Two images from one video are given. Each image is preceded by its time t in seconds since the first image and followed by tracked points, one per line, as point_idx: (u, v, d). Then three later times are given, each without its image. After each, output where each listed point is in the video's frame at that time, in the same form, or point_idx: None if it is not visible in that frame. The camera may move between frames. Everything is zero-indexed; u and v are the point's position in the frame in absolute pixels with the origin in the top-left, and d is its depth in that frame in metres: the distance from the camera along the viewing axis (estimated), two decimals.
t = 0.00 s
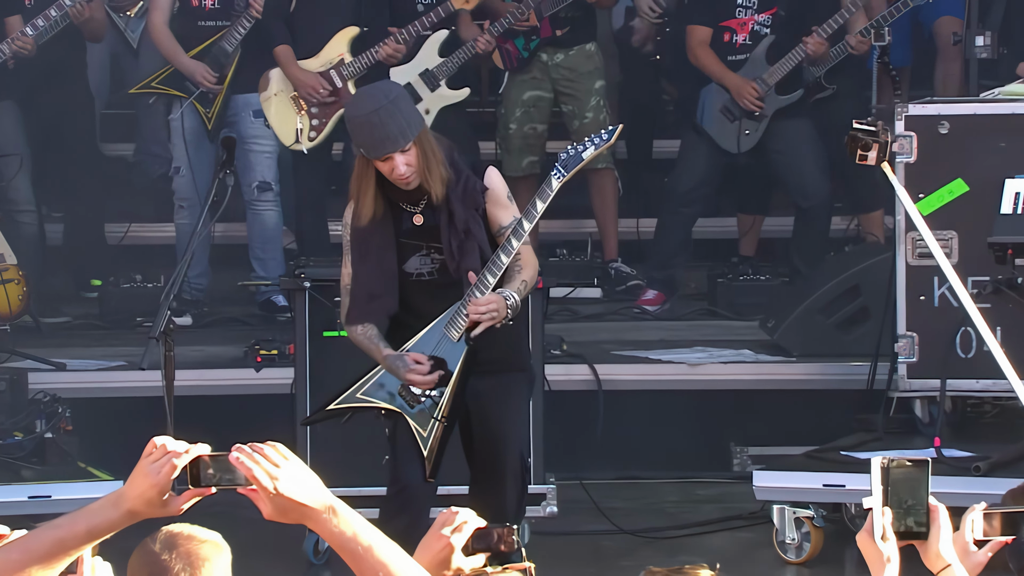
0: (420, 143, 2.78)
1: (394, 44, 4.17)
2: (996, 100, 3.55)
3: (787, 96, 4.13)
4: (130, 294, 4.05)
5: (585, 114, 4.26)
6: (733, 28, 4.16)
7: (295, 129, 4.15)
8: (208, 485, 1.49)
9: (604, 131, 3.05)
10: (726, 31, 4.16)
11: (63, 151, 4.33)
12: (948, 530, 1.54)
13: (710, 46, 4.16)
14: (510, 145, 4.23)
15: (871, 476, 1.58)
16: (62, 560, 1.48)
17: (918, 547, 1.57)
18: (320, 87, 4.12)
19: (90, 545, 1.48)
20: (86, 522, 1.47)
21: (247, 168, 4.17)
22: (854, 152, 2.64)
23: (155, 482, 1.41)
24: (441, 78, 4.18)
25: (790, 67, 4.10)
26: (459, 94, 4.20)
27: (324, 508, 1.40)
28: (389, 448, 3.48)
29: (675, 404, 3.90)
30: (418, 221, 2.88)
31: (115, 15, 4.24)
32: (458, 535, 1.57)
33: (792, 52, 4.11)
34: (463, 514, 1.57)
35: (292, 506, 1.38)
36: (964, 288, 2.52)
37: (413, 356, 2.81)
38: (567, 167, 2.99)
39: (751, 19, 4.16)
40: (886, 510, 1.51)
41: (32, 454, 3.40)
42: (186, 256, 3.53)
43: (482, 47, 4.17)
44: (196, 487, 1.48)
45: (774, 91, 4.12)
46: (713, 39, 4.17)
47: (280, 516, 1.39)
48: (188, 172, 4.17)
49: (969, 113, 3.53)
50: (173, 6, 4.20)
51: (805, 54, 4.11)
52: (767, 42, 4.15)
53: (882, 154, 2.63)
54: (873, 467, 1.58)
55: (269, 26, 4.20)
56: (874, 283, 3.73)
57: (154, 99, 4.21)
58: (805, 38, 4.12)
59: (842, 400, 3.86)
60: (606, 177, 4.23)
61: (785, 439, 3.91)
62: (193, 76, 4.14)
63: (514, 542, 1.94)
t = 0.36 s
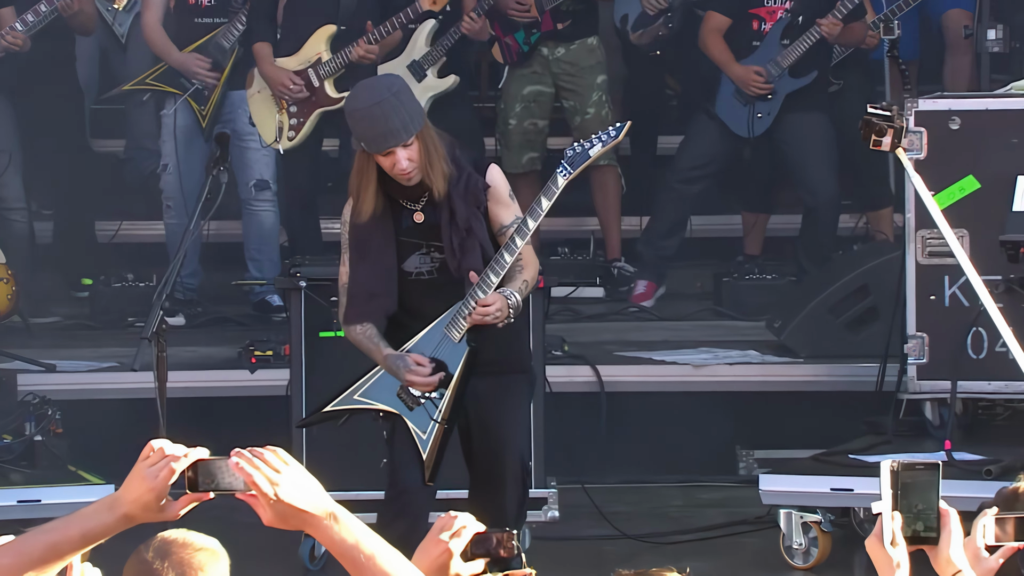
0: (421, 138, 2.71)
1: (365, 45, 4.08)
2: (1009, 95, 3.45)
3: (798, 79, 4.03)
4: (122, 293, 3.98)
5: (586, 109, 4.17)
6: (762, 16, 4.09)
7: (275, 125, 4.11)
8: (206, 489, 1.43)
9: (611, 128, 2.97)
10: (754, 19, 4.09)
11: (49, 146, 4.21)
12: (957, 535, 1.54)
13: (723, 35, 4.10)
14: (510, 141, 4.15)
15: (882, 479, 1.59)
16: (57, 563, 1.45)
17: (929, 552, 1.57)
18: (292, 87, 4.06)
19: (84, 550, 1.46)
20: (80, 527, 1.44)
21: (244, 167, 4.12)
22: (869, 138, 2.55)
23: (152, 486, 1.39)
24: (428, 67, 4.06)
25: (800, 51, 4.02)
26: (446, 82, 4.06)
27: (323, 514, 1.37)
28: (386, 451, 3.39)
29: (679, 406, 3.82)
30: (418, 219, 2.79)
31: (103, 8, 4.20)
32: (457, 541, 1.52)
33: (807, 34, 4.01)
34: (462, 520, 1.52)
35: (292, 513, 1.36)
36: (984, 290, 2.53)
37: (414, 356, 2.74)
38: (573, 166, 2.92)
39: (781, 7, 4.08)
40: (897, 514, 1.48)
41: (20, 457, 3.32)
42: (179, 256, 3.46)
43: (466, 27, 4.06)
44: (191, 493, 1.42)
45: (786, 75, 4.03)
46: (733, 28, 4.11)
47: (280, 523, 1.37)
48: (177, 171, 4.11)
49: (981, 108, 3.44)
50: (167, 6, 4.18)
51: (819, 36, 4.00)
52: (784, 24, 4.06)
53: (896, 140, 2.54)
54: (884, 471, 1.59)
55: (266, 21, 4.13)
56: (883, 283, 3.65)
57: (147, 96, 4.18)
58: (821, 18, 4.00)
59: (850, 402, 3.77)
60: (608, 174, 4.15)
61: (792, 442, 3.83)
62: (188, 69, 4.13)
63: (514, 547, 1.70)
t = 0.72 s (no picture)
0: (421, 133, 2.64)
1: (380, 33, 4.01)
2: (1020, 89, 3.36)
3: (788, 89, 3.99)
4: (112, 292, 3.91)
5: (588, 105, 4.08)
6: (738, 20, 4.04)
7: (278, 122, 4.03)
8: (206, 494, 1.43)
9: (612, 124, 2.88)
10: (730, 23, 4.04)
11: (40, 144, 4.06)
12: (970, 541, 1.46)
13: (707, 39, 4.02)
14: (510, 137, 4.07)
15: (891, 484, 1.52)
16: (52, 567, 1.44)
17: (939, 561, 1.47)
18: (297, 80, 4.00)
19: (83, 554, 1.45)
20: (80, 531, 1.43)
21: (239, 162, 4.06)
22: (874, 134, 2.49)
23: (150, 491, 1.37)
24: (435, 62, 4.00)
25: (790, 60, 3.98)
26: (456, 78, 4.02)
27: (322, 522, 1.37)
28: (384, 454, 3.32)
29: (682, 408, 3.75)
30: (417, 215, 2.72)
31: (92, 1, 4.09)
32: (453, 547, 1.47)
33: (798, 42, 3.98)
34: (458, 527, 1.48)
35: (292, 520, 1.36)
36: (995, 289, 2.46)
37: (409, 359, 2.66)
38: (573, 162, 2.83)
39: (757, 11, 4.04)
40: (905, 518, 1.42)
41: (7, 461, 3.25)
42: (171, 254, 3.40)
43: (482, 16, 3.98)
44: (191, 497, 1.43)
45: (774, 85, 3.99)
46: (713, 32, 4.05)
47: (279, 529, 1.37)
48: (173, 165, 4.07)
49: (992, 103, 3.35)
50: None
51: (816, 39, 3.97)
52: (772, 32, 4.02)
53: (904, 135, 2.47)
54: (892, 474, 1.53)
55: (265, 12, 4.03)
56: (891, 282, 3.58)
57: (141, 89, 4.13)
58: (819, 20, 3.98)
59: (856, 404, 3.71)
60: (609, 171, 4.06)
61: (798, 445, 3.75)
62: (184, 63, 4.04)
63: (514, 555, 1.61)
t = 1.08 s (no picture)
0: (421, 127, 2.55)
1: (385, 23, 3.94)
2: None
3: (775, 86, 3.93)
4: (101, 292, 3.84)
5: (589, 100, 3.99)
6: (715, 20, 3.96)
7: (275, 118, 3.95)
8: (200, 497, 1.34)
9: (620, 120, 2.80)
10: (706, 23, 3.96)
11: (29, 140, 3.98)
12: (986, 547, 1.32)
13: (686, 43, 3.93)
14: (508, 133, 3.98)
15: (900, 487, 1.38)
16: (39, 574, 1.37)
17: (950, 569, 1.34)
18: (293, 77, 3.91)
19: (70, 560, 1.38)
20: (66, 536, 1.37)
21: (230, 158, 3.99)
22: (877, 132, 2.50)
23: (139, 495, 1.28)
24: (437, 60, 3.92)
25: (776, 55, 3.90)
26: (455, 74, 3.94)
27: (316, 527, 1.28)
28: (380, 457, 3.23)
29: (685, 410, 3.66)
30: (416, 213, 2.63)
31: None
32: (452, 553, 1.36)
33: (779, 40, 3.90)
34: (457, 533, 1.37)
35: (283, 524, 1.26)
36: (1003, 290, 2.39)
37: (408, 357, 2.60)
38: (578, 159, 2.75)
39: (733, 8, 3.96)
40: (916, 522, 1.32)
41: None
42: (161, 255, 3.28)
43: (485, 15, 3.92)
44: (184, 500, 1.33)
45: (760, 83, 3.92)
46: (692, 33, 3.96)
47: (270, 534, 1.27)
48: (164, 160, 4.00)
49: (1004, 98, 3.26)
50: None
51: (799, 35, 3.90)
52: (751, 31, 3.94)
53: (907, 134, 2.48)
54: (901, 478, 1.39)
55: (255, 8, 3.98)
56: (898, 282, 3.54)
57: (132, 83, 4.04)
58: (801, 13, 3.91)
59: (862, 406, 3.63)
60: (611, 166, 3.96)
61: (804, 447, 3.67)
62: (176, 55, 3.99)
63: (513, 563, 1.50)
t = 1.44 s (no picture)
0: (420, 122, 2.48)
1: (379, 25, 3.89)
2: None
3: (778, 82, 3.85)
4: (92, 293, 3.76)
5: (591, 95, 3.91)
6: (712, 16, 3.87)
7: (263, 116, 3.91)
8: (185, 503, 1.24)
9: (622, 118, 2.72)
10: (703, 21, 3.86)
11: (19, 139, 3.91)
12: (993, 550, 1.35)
13: (681, 40, 3.85)
14: (509, 129, 3.91)
15: (908, 493, 1.38)
16: None
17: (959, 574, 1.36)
18: (283, 76, 3.88)
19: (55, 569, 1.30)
20: (50, 543, 1.29)
21: (222, 157, 3.92)
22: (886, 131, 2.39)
23: (121, 500, 1.21)
24: (433, 56, 3.86)
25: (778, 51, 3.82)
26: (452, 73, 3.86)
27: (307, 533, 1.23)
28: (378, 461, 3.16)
29: (690, 413, 3.59)
30: (415, 211, 2.55)
31: None
32: (452, 563, 1.28)
33: (780, 35, 3.83)
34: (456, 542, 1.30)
35: (269, 527, 1.22)
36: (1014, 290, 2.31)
37: (409, 361, 2.49)
38: (581, 157, 2.66)
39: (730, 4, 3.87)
40: (925, 530, 1.32)
41: None
42: (153, 254, 3.21)
43: (478, 19, 3.86)
44: (168, 506, 1.23)
45: (764, 79, 3.84)
46: (687, 32, 3.87)
47: (257, 538, 1.23)
48: (154, 161, 3.90)
49: (1016, 93, 3.18)
50: None
51: (800, 28, 3.82)
52: (752, 26, 3.85)
53: (917, 132, 2.37)
54: (909, 482, 1.39)
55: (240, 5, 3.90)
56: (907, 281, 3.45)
57: (119, 80, 3.94)
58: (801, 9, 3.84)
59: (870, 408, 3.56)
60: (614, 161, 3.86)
61: (811, 450, 3.59)
62: (166, 51, 3.92)
63: None
